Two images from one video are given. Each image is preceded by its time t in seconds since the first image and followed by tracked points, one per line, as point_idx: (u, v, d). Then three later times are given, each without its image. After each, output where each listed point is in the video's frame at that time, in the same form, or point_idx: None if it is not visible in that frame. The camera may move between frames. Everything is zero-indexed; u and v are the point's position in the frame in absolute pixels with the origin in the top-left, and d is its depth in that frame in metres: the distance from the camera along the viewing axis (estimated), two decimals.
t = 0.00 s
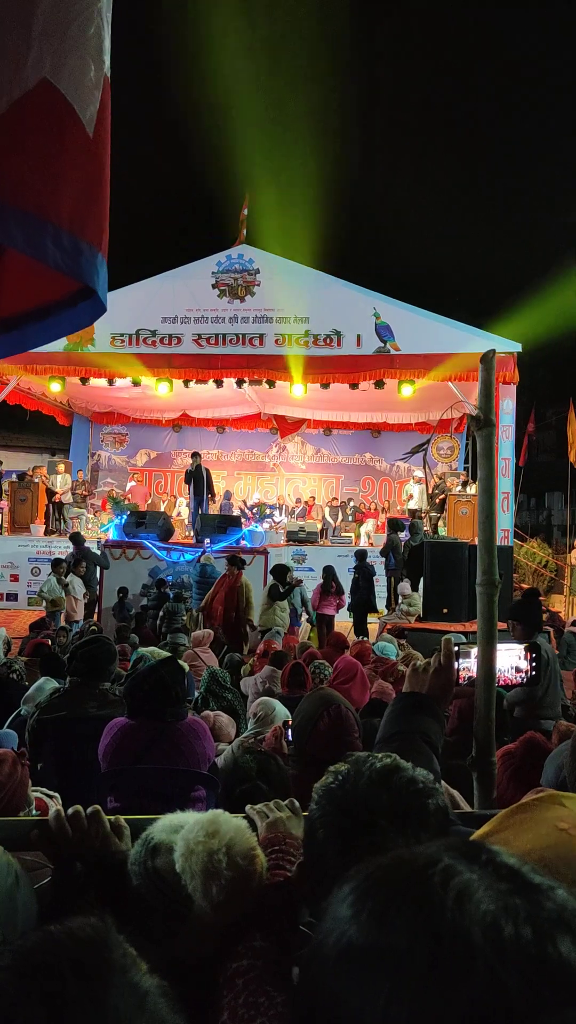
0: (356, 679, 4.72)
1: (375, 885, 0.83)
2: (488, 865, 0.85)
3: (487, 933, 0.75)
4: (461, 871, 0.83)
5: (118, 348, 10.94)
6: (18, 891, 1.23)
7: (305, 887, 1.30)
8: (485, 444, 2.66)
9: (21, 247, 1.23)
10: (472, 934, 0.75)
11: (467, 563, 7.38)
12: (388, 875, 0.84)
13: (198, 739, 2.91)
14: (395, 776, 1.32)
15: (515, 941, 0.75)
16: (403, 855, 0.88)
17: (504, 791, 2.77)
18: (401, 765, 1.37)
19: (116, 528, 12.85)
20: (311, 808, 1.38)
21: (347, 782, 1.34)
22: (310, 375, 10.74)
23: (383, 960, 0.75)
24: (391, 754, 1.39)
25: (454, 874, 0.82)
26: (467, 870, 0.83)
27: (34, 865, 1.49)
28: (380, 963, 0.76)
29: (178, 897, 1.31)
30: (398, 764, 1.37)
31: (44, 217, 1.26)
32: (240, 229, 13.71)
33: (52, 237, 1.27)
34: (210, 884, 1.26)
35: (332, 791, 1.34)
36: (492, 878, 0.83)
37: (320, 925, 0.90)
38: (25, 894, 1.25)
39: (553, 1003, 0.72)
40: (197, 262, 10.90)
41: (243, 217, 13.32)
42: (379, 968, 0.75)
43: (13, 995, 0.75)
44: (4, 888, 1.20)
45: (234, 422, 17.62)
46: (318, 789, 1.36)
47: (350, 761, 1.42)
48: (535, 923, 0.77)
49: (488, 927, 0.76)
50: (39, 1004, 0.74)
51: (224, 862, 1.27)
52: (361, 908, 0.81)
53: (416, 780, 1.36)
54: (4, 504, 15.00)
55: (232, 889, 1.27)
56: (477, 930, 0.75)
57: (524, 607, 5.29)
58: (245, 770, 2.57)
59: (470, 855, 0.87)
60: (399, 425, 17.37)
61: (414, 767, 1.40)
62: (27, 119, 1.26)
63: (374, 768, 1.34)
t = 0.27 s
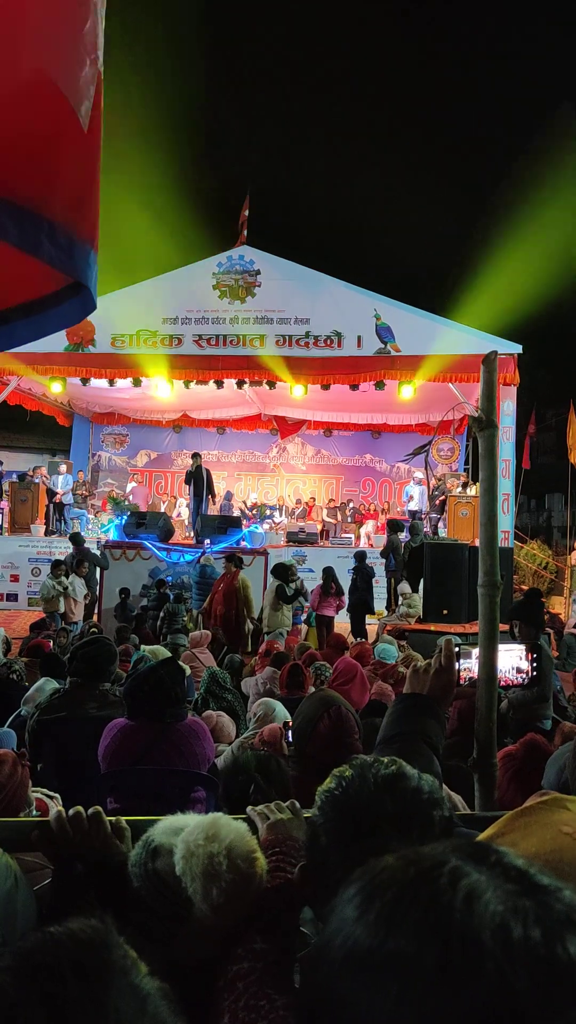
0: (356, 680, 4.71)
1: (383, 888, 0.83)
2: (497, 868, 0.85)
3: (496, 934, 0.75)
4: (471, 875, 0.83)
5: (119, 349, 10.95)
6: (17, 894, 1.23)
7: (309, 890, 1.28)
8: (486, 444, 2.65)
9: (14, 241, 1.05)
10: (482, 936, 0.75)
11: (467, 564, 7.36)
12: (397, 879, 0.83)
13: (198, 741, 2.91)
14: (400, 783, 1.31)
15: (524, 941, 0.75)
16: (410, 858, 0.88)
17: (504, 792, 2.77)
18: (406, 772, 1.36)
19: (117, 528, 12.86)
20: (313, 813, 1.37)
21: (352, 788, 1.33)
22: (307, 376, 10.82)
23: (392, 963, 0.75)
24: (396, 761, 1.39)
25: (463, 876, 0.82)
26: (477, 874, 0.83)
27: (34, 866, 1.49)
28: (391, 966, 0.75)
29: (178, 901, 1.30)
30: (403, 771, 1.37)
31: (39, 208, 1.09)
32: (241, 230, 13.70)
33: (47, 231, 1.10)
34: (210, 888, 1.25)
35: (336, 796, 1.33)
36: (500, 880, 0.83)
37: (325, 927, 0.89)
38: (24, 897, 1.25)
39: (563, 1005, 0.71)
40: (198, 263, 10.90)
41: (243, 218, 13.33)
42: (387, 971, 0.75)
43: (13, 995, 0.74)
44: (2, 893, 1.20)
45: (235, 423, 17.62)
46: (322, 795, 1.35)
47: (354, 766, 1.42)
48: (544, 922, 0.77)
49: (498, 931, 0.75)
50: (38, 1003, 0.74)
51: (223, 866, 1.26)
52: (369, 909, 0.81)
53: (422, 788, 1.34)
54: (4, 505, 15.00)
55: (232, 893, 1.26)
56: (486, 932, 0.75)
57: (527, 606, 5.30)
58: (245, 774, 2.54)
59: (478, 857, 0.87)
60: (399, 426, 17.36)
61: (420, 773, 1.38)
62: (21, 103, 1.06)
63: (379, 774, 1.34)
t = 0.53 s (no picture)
0: (355, 681, 4.71)
1: (382, 887, 0.83)
2: (497, 866, 0.85)
3: (496, 933, 0.75)
4: (470, 873, 0.83)
5: (119, 349, 10.95)
6: (17, 894, 1.23)
7: (306, 892, 1.28)
8: (486, 445, 2.66)
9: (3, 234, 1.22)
10: (482, 934, 0.75)
11: (467, 564, 7.32)
12: (395, 879, 0.84)
13: (197, 741, 2.91)
14: (398, 785, 1.29)
15: (524, 940, 0.75)
16: (410, 857, 0.88)
17: (503, 792, 2.78)
18: (404, 773, 1.34)
19: (116, 528, 12.87)
20: (310, 815, 1.36)
21: (349, 790, 1.32)
22: (307, 376, 10.77)
23: (391, 962, 0.75)
24: (394, 761, 1.36)
25: (462, 876, 0.82)
26: (477, 873, 0.83)
27: (33, 865, 1.49)
28: (390, 966, 0.75)
29: (177, 901, 1.30)
30: (401, 772, 1.34)
31: (27, 206, 1.26)
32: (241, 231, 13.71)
33: (37, 227, 1.26)
34: (209, 888, 1.25)
35: (334, 798, 1.31)
36: (501, 879, 0.83)
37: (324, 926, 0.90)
38: (23, 895, 1.25)
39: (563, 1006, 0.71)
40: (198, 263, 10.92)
41: (243, 219, 13.34)
42: (387, 969, 0.75)
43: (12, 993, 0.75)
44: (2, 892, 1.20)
45: (235, 423, 17.63)
46: (319, 797, 1.34)
47: (352, 764, 1.40)
48: (543, 922, 0.78)
49: (498, 930, 0.75)
50: (38, 1002, 0.74)
51: (221, 864, 1.26)
52: (368, 908, 0.82)
53: (420, 790, 1.32)
54: (4, 505, 15.00)
55: (231, 893, 1.26)
56: (485, 930, 0.75)
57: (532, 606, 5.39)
58: (246, 771, 2.53)
59: (478, 856, 0.86)
60: (399, 426, 17.36)
61: (417, 773, 1.36)
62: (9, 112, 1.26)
63: (377, 776, 1.32)
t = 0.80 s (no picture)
0: (354, 682, 4.72)
1: (380, 886, 0.83)
2: (493, 866, 0.85)
3: (492, 932, 0.76)
4: (465, 873, 0.83)
5: (119, 349, 10.96)
6: (17, 894, 1.23)
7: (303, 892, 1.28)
8: (486, 446, 2.66)
9: None
10: (478, 934, 0.76)
11: (467, 564, 7.21)
12: (392, 876, 0.84)
13: (196, 741, 2.91)
14: (396, 787, 1.29)
15: (520, 941, 0.76)
16: (406, 856, 0.88)
17: (500, 794, 2.79)
18: (402, 775, 1.33)
19: (116, 529, 12.87)
20: (309, 816, 1.36)
21: (347, 791, 1.31)
22: (307, 376, 10.77)
23: (389, 959, 0.75)
24: (391, 761, 1.36)
25: (458, 876, 0.82)
26: (471, 872, 0.83)
27: (32, 865, 1.50)
28: (387, 964, 0.75)
29: (177, 900, 1.30)
30: (398, 773, 1.34)
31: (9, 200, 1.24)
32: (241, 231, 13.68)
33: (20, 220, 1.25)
34: (207, 887, 1.25)
35: (331, 799, 1.31)
36: (497, 880, 0.83)
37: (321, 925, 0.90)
38: (22, 896, 1.25)
39: (558, 1004, 0.73)
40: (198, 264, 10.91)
41: (244, 219, 13.34)
42: (383, 968, 0.75)
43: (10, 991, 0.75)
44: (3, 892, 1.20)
45: (234, 424, 17.64)
46: (318, 798, 1.33)
47: (350, 765, 1.40)
48: (539, 923, 0.78)
49: (494, 929, 0.76)
50: (37, 1003, 0.74)
51: (221, 864, 1.26)
52: (365, 906, 0.81)
53: (418, 792, 1.32)
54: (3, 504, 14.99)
55: (231, 892, 1.26)
56: (482, 930, 0.76)
57: (531, 607, 5.38)
58: (246, 771, 2.52)
59: (475, 857, 0.86)
60: (399, 427, 17.35)
61: (416, 775, 1.36)
62: None
63: (375, 777, 1.31)
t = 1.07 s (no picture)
0: (353, 683, 4.72)
1: (372, 888, 0.82)
2: (483, 867, 0.84)
3: (482, 936, 0.76)
4: (458, 874, 0.82)
5: (119, 349, 10.95)
6: (19, 893, 1.23)
7: (299, 893, 1.28)
8: (487, 446, 2.66)
9: None
10: (470, 939, 0.76)
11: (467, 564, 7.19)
12: (385, 878, 0.84)
13: (197, 742, 2.91)
14: (391, 788, 1.29)
15: (510, 947, 0.75)
16: (397, 857, 0.88)
17: (500, 795, 2.79)
18: (396, 776, 1.33)
19: (116, 528, 12.87)
20: (305, 817, 1.35)
21: (341, 792, 1.30)
22: (307, 376, 10.76)
23: (379, 959, 0.77)
24: (387, 762, 1.35)
25: (451, 877, 0.82)
26: (463, 873, 0.82)
27: (33, 864, 1.49)
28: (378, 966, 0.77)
29: (177, 900, 1.29)
30: (393, 774, 1.33)
31: None
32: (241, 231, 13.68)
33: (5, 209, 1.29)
34: (208, 888, 1.25)
35: (327, 801, 1.30)
36: (487, 880, 0.82)
37: (317, 925, 0.90)
38: (24, 895, 1.25)
39: (547, 1006, 0.74)
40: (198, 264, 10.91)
41: (244, 220, 13.34)
42: (380, 972, 0.76)
43: (9, 992, 0.76)
44: (5, 892, 1.21)
45: (234, 424, 17.65)
46: (312, 801, 1.32)
47: (345, 765, 1.38)
48: (531, 927, 0.78)
49: (484, 932, 0.76)
50: (34, 1002, 0.75)
51: (221, 864, 1.25)
52: (357, 909, 0.81)
53: (412, 792, 1.31)
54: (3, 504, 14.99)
55: (230, 893, 1.26)
56: (473, 934, 0.76)
57: (530, 608, 5.38)
58: (249, 770, 2.52)
59: (466, 856, 0.86)
60: (399, 427, 17.35)
61: (411, 775, 1.35)
62: None
63: (370, 778, 1.30)
